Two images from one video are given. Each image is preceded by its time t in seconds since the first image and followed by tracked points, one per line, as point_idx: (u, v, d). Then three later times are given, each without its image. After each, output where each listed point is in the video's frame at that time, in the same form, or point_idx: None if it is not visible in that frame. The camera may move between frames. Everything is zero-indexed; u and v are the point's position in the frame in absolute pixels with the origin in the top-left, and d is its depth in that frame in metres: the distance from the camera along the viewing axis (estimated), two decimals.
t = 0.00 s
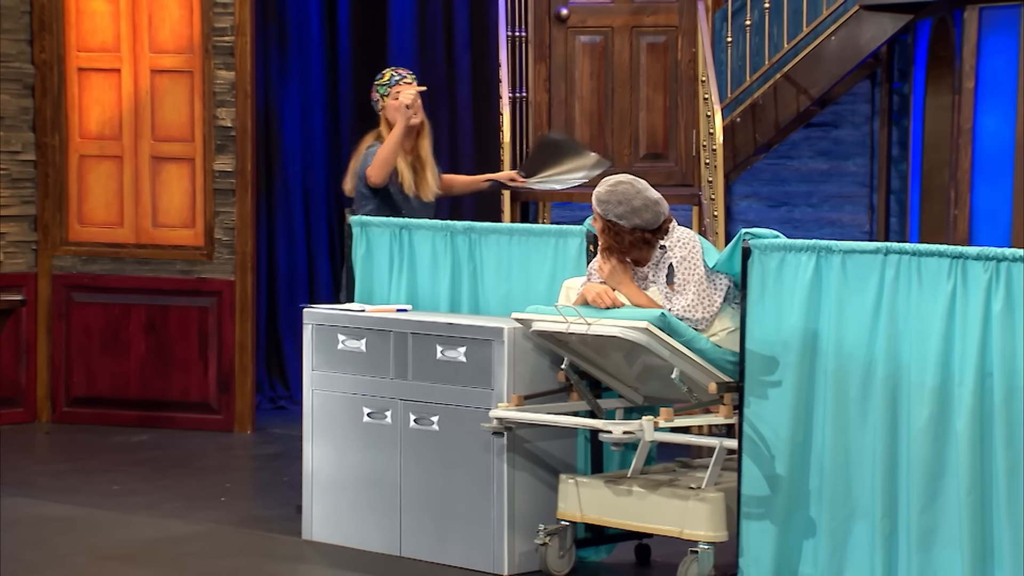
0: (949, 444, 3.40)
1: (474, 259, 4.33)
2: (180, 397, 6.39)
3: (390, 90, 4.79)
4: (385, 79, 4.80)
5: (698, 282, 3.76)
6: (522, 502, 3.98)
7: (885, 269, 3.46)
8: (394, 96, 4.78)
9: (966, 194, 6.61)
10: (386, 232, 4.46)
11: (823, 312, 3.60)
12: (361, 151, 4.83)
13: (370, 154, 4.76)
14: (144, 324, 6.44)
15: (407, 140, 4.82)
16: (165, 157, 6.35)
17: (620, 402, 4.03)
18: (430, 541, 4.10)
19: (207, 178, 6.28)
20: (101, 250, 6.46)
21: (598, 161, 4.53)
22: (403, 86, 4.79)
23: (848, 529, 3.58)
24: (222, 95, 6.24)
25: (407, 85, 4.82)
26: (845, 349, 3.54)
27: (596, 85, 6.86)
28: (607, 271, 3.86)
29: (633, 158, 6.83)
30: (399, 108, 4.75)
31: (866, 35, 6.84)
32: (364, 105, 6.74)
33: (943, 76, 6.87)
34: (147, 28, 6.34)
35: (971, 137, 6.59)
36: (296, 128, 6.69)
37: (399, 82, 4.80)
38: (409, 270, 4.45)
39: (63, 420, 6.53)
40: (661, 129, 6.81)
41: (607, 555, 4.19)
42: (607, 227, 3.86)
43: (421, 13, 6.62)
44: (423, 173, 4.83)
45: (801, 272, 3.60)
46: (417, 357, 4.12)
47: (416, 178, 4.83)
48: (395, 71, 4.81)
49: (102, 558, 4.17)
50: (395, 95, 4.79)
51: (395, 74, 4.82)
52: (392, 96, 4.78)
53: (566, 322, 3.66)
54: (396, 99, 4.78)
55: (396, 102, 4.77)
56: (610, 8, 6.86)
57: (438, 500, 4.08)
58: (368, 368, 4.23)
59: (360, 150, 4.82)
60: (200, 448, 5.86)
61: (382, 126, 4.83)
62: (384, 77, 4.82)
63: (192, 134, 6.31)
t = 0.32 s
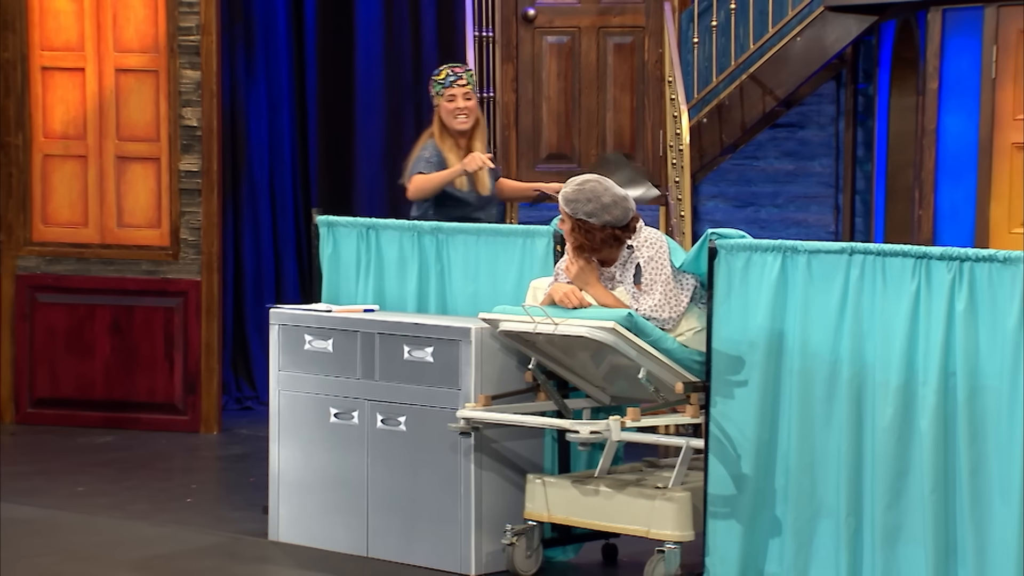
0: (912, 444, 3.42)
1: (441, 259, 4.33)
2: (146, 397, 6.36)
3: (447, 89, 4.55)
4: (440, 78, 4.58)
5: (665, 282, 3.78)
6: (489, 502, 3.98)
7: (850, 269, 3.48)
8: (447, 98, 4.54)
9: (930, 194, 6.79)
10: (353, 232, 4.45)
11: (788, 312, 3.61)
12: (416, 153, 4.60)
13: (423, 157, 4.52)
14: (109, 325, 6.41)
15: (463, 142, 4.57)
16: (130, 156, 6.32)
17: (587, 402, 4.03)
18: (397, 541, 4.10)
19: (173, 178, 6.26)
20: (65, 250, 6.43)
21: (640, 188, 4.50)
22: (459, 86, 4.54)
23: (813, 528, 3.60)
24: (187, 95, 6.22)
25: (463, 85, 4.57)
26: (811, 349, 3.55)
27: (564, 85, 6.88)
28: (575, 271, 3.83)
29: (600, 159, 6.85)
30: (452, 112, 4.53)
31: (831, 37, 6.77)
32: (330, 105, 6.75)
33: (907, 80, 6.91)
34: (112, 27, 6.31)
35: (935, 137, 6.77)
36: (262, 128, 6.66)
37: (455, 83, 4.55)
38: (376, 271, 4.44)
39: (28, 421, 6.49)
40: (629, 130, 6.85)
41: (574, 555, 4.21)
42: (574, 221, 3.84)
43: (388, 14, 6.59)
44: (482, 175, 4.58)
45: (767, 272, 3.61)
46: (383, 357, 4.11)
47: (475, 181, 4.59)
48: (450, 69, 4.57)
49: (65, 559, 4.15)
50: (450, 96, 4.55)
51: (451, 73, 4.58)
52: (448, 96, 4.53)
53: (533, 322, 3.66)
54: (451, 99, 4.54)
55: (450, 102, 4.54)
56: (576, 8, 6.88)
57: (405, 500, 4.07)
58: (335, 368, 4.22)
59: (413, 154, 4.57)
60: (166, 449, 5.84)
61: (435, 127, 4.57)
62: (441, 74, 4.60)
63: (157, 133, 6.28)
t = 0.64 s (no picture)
0: (873, 443, 3.44)
1: (406, 259, 4.32)
2: (107, 399, 6.33)
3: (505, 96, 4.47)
4: (503, 84, 4.51)
5: (629, 283, 3.79)
6: (453, 503, 3.98)
7: (812, 270, 3.50)
8: (509, 103, 4.45)
9: (891, 196, 6.94)
10: (316, 232, 4.44)
11: (750, 312, 3.62)
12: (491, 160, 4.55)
13: (492, 164, 4.48)
14: (70, 326, 6.37)
15: (526, 145, 4.49)
16: (92, 157, 6.29)
17: (551, 403, 4.04)
18: (361, 543, 4.09)
19: (134, 178, 6.23)
20: (25, 252, 6.39)
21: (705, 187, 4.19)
22: (521, 91, 4.43)
23: (774, 528, 3.61)
24: (149, 95, 6.19)
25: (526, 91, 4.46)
26: (773, 349, 3.57)
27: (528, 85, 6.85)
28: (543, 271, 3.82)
29: (565, 160, 6.88)
30: (513, 117, 4.44)
31: (793, 38, 6.80)
32: (293, 103, 6.72)
33: (868, 81, 7.08)
34: (72, 27, 6.27)
35: (896, 139, 6.90)
36: (226, 129, 6.71)
37: (516, 89, 4.46)
38: (340, 272, 4.44)
39: None
40: (592, 130, 6.88)
41: (540, 555, 4.20)
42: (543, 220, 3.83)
43: (352, 15, 6.52)
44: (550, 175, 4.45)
45: (729, 273, 3.62)
46: (347, 358, 4.10)
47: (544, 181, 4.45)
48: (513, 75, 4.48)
49: (25, 562, 4.13)
50: (511, 102, 4.45)
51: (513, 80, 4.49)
52: (510, 102, 4.44)
53: (497, 323, 3.66)
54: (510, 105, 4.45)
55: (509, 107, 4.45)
56: (540, 9, 6.89)
57: (369, 502, 4.07)
58: (299, 369, 4.21)
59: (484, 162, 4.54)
60: (129, 451, 5.81)
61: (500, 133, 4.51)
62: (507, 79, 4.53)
63: (118, 134, 6.25)
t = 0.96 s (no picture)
0: (829, 443, 3.46)
1: (364, 260, 4.31)
2: (63, 400, 6.31)
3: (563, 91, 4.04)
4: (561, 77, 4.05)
5: (588, 283, 3.78)
6: (411, 505, 3.98)
7: (768, 271, 3.51)
8: (563, 99, 4.03)
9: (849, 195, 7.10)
10: (273, 233, 4.42)
11: (707, 312, 3.64)
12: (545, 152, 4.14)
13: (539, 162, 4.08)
14: (24, 327, 6.32)
15: (581, 143, 4.08)
16: (46, 157, 6.24)
17: (509, 404, 4.03)
18: (318, 545, 4.08)
19: (90, 179, 6.19)
20: None
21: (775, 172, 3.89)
22: (574, 87, 4.01)
23: (731, 527, 3.63)
24: (104, 95, 6.16)
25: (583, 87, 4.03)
26: (730, 349, 3.58)
27: (486, 87, 6.84)
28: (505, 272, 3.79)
29: (523, 161, 6.85)
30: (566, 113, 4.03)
31: (750, 40, 6.10)
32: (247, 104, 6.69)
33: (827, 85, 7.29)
34: (25, 26, 6.22)
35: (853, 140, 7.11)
36: (183, 129, 6.73)
37: (572, 85, 4.02)
38: (298, 273, 4.42)
39: None
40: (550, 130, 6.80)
41: (497, 556, 4.20)
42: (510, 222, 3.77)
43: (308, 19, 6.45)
44: (601, 176, 4.05)
45: (687, 273, 3.63)
46: (304, 359, 4.09)
47: (593, 184, 4.06)
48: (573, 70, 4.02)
49: None
50: (567, 98, 4.03)
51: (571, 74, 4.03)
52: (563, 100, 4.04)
53: (455, 324, 3.66)
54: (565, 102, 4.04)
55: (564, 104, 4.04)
56: (498, 9, 6.83)
57: (326, 504, 4.06)
58: (256, 370, 4.19)
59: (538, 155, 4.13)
60: (84, 453, 5.78)
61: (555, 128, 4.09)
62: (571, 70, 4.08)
63: (73, 134, 6.20)
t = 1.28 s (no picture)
0: (781, 442, 3.47)
1: (318, 261, 4.29)
2: (13, 402, 6.25)
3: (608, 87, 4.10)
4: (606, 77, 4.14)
5: (543, 283, 3.77)
6: (365, 505, 3.96)
7: (721, 271, 3.52)
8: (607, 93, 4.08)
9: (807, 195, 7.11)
10: (227, 233, 4.41)
11: (661, 312, 3.65)
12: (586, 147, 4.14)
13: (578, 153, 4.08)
14: None
15: (622, 138, 4.08)
16: None
17: (464, 404, 4.03)
18: (272, 546, 4.06)
19: (39, 178, 6.14)
20: None
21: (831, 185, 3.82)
22: (618, 81, 4.09)
23: (685, 526, 3.64)
24: (54, 94, 6.11)
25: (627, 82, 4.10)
26: (684, 349, 3.59)
27: (441, 87, 6.78)
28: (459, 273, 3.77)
29: (478, 161, 6.77)
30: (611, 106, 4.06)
31: (704, 41, 5.92)
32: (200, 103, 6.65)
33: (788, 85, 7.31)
34: None
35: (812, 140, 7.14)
36: (134, 128, 6.67)
37: (616, 79, 4.10)
38: (251, 274, 4.41)
39: None
40: (506, 133, 6.75)
41: (452, 556, 4.20)
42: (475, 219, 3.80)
43: (263, 15, 6.54)
44: (642, 170, 4.03)
45: (641, 273, 3.64)
46: (258, 360, 4.07)
47: (633, 178, 4.03)
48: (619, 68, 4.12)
49: None
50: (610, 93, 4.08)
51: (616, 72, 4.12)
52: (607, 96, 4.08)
53: (409, 324, 3.65)
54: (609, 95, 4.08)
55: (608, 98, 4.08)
56: (453, 9, 6.77)
57: (280, 504, 4.04)
58: (209, 371, 4.17)
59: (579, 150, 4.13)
60: (35, 455, 5.72)
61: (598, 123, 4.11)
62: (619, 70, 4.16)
63: (22, 133, 6.14)
